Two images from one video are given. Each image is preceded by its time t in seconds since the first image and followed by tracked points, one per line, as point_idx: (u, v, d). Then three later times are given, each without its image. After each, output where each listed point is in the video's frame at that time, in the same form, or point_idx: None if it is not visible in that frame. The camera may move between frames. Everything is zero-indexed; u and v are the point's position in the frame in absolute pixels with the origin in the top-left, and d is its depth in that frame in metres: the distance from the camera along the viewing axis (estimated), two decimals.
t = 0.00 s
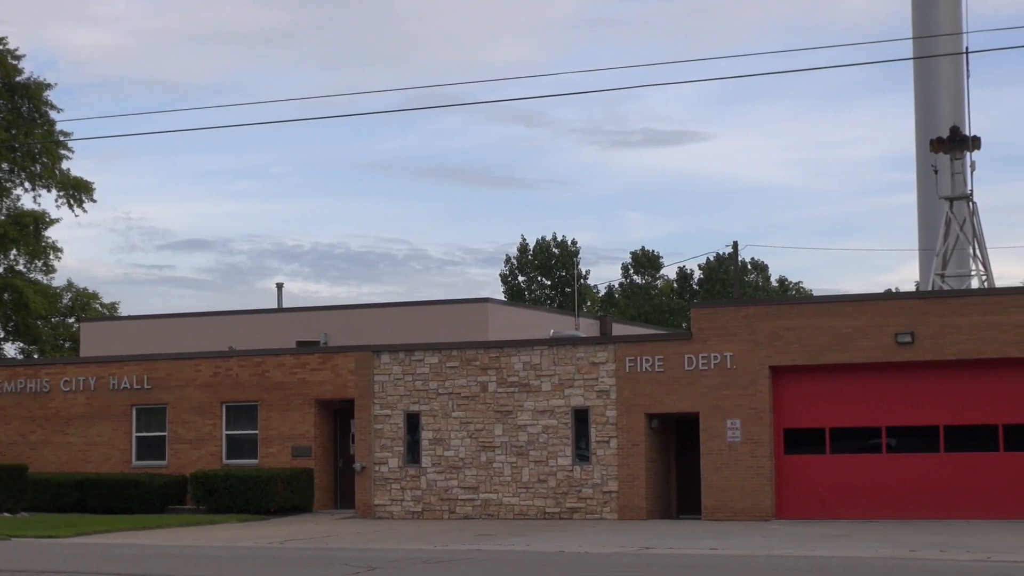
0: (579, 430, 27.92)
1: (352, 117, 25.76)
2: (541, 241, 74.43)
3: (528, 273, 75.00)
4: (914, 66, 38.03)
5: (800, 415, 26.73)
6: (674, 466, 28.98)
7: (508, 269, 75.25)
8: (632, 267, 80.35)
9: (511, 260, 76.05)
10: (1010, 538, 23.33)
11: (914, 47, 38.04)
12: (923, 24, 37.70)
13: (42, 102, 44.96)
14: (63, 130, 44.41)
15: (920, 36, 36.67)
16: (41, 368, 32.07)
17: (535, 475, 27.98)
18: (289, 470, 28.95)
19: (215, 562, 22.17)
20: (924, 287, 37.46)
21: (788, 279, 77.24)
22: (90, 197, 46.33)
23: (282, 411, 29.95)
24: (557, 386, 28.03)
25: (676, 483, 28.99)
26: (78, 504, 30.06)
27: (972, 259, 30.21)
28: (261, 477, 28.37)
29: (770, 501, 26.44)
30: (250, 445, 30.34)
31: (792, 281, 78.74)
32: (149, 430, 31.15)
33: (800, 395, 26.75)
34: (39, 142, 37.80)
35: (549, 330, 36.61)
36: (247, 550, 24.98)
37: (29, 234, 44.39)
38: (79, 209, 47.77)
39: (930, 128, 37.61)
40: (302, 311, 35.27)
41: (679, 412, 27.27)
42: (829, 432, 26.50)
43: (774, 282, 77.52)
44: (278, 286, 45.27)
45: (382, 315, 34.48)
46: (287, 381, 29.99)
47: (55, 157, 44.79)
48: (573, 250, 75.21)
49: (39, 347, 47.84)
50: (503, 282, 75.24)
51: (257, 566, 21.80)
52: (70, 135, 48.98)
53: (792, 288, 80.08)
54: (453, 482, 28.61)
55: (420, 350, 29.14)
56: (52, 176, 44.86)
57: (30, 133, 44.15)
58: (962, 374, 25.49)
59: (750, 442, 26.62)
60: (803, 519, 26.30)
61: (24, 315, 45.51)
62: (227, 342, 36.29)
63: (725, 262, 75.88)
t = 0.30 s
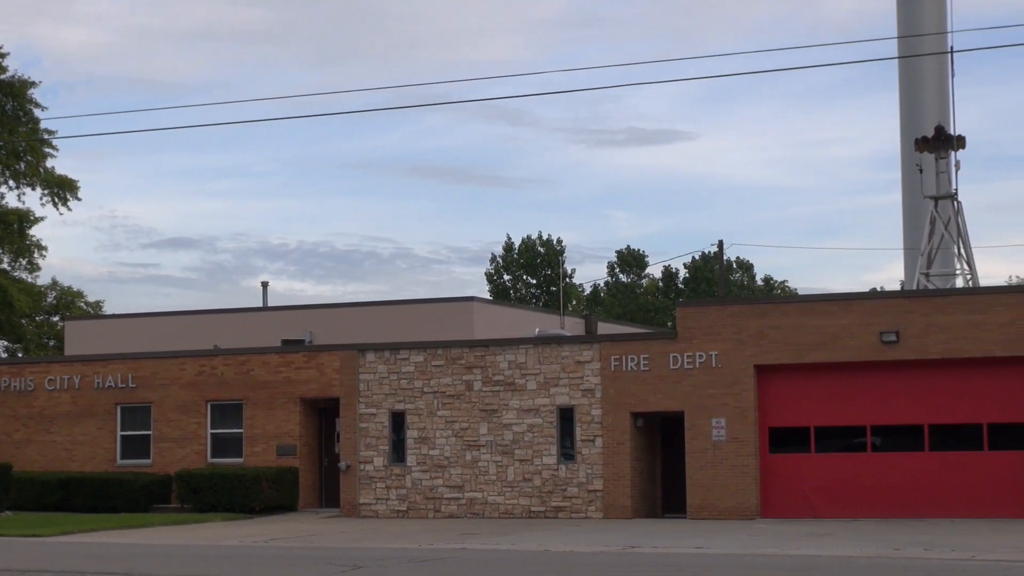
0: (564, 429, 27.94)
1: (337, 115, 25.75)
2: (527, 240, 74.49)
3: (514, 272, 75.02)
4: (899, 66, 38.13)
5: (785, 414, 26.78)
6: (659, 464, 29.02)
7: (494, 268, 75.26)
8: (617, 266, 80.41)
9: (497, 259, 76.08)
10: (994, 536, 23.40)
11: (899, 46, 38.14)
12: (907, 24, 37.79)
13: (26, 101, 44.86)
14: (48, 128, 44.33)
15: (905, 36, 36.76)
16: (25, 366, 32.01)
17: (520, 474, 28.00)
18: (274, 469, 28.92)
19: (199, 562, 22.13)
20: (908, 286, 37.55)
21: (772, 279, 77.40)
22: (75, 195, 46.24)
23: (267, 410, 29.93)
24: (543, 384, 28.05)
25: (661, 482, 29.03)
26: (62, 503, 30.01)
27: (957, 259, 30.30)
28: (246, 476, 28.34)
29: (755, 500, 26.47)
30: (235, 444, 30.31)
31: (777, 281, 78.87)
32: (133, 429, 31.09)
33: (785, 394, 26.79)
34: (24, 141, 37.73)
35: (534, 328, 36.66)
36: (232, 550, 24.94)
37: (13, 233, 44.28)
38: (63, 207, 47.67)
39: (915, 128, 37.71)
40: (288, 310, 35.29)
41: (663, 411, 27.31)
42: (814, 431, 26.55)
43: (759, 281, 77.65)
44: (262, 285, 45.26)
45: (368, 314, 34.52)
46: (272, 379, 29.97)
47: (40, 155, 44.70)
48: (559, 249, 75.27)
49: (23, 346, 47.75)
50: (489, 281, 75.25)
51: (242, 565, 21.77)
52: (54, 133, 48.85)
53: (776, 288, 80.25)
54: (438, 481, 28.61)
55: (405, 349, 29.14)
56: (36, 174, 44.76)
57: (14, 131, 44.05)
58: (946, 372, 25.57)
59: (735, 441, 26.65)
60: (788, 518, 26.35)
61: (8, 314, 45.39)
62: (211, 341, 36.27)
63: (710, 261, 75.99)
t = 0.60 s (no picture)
0: (550, 428, 27.98)
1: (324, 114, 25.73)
2: (513, 239, 74.55)
3: (500, 271, 75.04)
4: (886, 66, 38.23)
5: (771, 414, 26.83)
6: (645, 464, 29.07)
7: (480, 267, 75.28)
8: (604, 265, 80.48)
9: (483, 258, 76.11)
10: (978, 536, 23.48)
11: (886, 47, 38.23)
12: (894, 25, 37.89)
13: (13, 98, 44.80)
14: (34, 126, 44.27)
15: (892, 37, 36.85)
16: (11, 364, 31.97)
17: (506, 473, 28.02)
18: (260, 467, 28.92)
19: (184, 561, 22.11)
20: (894, 287, 37.67)
21: (759, 278, 77.54)
22: (62, 193, 46.19)
23: (253, 409, 29.92)
24: (529, 384, 28.08)
25: (647, 482, 29.08)
26: (47, 501, 29.97)
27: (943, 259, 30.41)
28: (232, 475, 28.33)
29: (740, 500, 26.52)
30: (221, 443, 30.30)
31: (763, 281, 78.98)
32: (119, 428, 31.06)
33: (770, 394, 26.85)
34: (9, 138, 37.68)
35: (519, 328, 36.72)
36: (217, 548, 24.93)
37: None
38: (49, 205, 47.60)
39: (902, 128, 37.82)
40: (275, 309, 35.31)
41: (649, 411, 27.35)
42: (799, 431, 26.61)
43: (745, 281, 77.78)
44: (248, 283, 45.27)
45: (355, 314, 34.57)
46: (258, 378, 29.96)
47: (26, 153, 44.66)
48: (546, 249, 75.32)
49: (8, 343, 47.70)
50: (475, 280, 75.26)
51: (228, 563, 21.75)
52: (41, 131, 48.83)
53: (762, 287, 80.39)
54: (424, 480, 28.63)
55: (392, 348, 29.15)
56: (23, 172, 44.71)
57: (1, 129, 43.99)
58: (931, 373, 25.64)
59: (720, 441, 26.70)
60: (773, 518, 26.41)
61: None
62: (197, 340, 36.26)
63: (696, 261, 76.10)
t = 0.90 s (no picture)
0: (536, 428, 28.02)
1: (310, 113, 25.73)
2: (500, 238, 74.59)
3: (486, 271, 75.08)
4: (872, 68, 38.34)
5: (756, 415, 26.91)
6: (631, 464, 29.13)
7: (467, 266, 75.31)
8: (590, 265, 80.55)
9: (469, 258, 76.14)
10: (962, 537, 23.59)
11: (871, 49, 38.35)
12: (880, 26, 38.00)
13: None
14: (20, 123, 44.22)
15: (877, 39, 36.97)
16: None
17: (491, 473, 28.07)
18: (246, 466, 28.93)
19: (170, 560, 22.11)
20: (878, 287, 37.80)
21: (744, 279, 77.69)
22: (47, 191, 46.14)
23: (239, 408, 29.93)
24: (514, 384, 28.12)
25: (632, 482, 29.15)
26: (33, 500, 29.95)
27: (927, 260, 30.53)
28: (217, 474, 28.34)
29: (725, 500, 26.59)
30: (206, 442, 30.29)
31: (749, 281, 79.12)
32: (104, 426, 31.05)
33: (755, 395, 26.93)
34: None
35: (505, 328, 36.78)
36: (203, 547, 24.94)
37: None
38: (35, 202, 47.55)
39: (887, 129, 37.95)
40: (261, 308, 35.34)
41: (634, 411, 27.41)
42: (784, 432, 26.70)
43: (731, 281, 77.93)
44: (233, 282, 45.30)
45: (342, 313, 34.63)
46: (244, 377, 29.96)
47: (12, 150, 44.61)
48: (532, 248, 75.37)
49: None
50: (461, 280, 75.28)
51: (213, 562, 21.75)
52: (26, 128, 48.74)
53: (748, 288, 80.55)
54: (409, 479, 28.66)
55: (377, 348, 29.18)
56: (8, 170, 44.66)
57: None
58: (915, 374, 25.74)
59: (705, 441, 26.77)
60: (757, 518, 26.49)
61: None
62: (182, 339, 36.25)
63: (682, 261, 76.20)
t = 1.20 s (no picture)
0: (522, 427, 28.03)
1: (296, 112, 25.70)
2: (486, 238, 74.57)
3: (472, 270, 75.08)
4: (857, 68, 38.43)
5: (741, 414, 26.96)
6: (617, 463, 29.17)
7: (453, 266, 75.31)
8: (577, 264, 80.55)
9: (456, 257, 76.14)
10: (947, 536, 23.67)
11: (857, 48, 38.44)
12: (866, 26, 38.09)
13: None
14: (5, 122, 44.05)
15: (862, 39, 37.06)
16: None
17: (477, 472, 28.07)
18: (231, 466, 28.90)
19: (155, 560, 22.07)
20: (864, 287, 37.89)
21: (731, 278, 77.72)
22: (33, 190, 45.98)
23: (224, 407, 29.89)
24: (501, 383, 28.13)
25: (618, 481, 29.18)
26: (17, 499, 29.89)
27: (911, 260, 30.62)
28: (203, 473, 28.30)
29: (711, 499, 26.64)
30: (191, 441, 30.25)
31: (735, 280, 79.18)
32: (89, 426, 30.98)
33: (740, 394, 26.98)
34: None
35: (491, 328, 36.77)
36: (188, 547, 24.91)
37: None
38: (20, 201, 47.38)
39: (873, 129, 38.03)
40: (247, 308, 35.34)
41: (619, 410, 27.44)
42: (769, 431, 26.75)
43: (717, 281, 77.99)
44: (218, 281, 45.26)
45: (328, 312, 34.64)
46: (229, 376, 29.93)
47: None
48: (518, 248, 75.35)
49: None
50: (447, 279, 75.27)
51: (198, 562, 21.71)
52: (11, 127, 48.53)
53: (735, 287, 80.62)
54: (395, 479, 28.65)
55: (363, 347, 29.17)
56: None
57: None
58: (900, 373, 25.81)
59: (691, 441, 26.81)
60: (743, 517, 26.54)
61: None
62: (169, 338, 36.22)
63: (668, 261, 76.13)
